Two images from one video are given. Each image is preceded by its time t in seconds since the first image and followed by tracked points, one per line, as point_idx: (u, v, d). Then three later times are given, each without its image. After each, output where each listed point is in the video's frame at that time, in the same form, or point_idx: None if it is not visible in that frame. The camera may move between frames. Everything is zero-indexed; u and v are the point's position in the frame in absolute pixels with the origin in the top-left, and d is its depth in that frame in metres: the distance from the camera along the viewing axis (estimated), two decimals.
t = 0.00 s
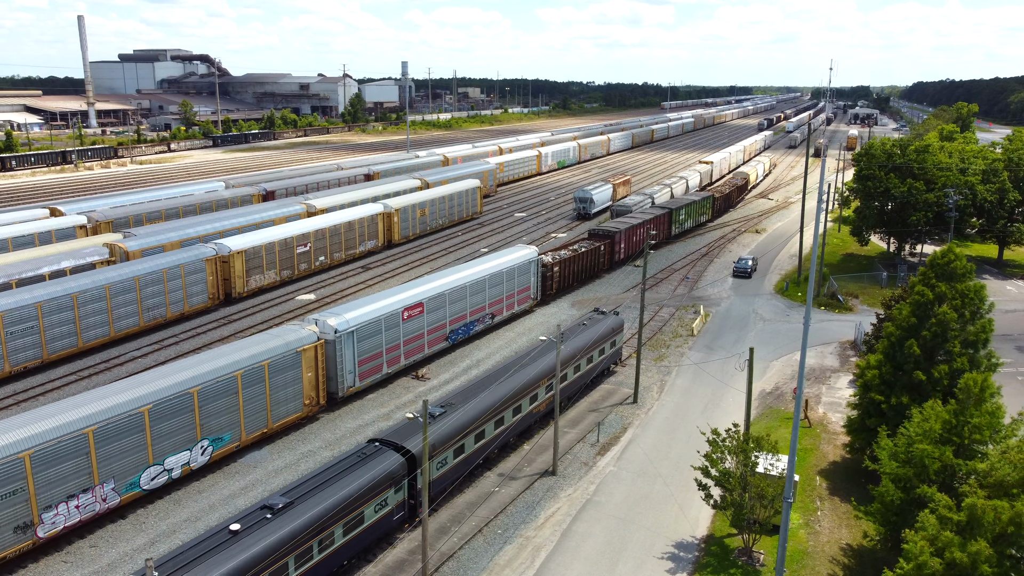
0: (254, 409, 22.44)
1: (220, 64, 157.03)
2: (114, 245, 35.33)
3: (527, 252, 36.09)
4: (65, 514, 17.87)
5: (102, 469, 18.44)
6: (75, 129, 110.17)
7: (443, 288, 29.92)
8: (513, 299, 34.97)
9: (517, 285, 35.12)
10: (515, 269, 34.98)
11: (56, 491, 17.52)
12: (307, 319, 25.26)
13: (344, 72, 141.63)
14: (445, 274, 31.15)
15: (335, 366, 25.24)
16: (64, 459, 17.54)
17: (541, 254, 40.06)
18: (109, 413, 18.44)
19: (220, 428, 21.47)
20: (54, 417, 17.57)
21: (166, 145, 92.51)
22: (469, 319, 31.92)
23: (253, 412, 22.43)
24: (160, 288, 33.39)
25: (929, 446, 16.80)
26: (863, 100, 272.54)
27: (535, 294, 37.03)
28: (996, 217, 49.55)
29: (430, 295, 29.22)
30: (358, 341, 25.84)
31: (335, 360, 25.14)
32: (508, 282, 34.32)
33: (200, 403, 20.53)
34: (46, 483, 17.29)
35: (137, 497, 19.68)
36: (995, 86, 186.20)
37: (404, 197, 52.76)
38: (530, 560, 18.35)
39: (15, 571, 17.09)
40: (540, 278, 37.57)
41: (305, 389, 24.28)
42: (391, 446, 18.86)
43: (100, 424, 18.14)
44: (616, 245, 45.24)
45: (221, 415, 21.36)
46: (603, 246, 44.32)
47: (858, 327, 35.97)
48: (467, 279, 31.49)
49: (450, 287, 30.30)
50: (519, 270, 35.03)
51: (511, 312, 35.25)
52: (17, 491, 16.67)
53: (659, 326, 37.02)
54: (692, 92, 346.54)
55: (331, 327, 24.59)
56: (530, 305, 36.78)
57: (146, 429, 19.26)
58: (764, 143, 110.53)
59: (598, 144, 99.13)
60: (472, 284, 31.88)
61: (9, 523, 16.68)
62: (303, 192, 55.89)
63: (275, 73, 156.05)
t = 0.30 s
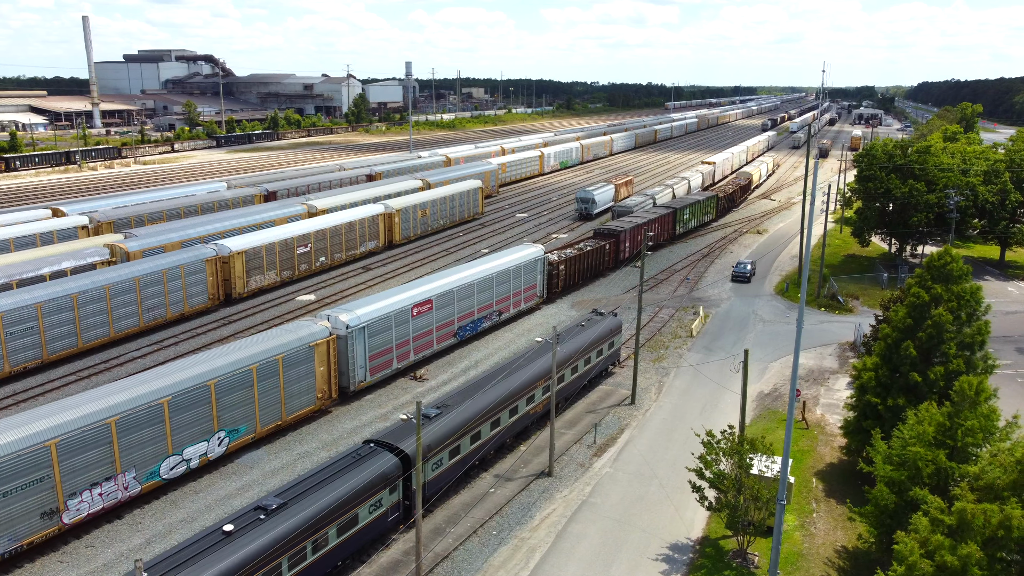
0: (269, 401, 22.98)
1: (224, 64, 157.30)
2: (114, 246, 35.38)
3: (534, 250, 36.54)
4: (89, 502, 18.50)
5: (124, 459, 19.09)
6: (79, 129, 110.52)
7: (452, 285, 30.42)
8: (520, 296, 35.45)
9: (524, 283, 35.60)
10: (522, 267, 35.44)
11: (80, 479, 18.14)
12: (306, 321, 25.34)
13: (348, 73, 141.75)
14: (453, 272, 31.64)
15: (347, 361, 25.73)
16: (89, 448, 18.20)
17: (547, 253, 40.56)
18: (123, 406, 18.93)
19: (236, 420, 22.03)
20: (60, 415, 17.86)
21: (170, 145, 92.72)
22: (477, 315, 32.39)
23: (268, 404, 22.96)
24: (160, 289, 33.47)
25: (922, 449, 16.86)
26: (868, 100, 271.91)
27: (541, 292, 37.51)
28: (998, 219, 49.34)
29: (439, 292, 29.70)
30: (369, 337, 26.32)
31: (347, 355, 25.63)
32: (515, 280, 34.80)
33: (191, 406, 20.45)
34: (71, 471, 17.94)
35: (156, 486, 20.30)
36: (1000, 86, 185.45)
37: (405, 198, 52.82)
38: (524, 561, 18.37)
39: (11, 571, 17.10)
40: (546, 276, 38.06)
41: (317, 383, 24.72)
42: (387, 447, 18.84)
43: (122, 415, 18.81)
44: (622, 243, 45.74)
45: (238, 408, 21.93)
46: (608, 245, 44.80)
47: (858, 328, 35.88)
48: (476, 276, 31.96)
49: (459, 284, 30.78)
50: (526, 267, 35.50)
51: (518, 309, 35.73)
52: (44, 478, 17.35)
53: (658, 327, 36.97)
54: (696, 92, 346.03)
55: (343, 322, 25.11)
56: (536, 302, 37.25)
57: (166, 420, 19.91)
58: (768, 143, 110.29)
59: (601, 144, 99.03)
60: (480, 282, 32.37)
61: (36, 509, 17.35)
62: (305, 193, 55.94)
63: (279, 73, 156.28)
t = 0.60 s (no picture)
0: (285, 394, 23.47)
1: (230, 64, 157.56)
2: (116, 246, 35.51)
3: (541, 248, 37.06)
4: (114, 489, 19.04)
5: (147, 448, 19.62)
6: (85, 129, 110.76)
7: (462, 282, 31.00)
8: (528, 294, 35.97)
9: (531, 281, 36.13)
10: (530, 265, 35.99)
11: (105, 467, 18.66)
12: (307, 321, 25.43)
13: (352, 73, 141.96)
14: (463, 269, 32.21)
15: (360, 355, 26.31)
16: (114, 437, 18.74)
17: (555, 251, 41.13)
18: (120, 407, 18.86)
19: (253, 412, 22.56)
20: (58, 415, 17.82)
21: (174, 145, 92.91)
22: (486, 312, 32.94)
23: (284, 397, 23.47)
24: (161, 289, 33.56)
25: (917, 450, 16.94)
26: (874, 100, 271.27)
27: (549, 289, 38.04)
28: (1001, 220, 49.17)
29: (450, 288, 30.26)
30: (382, 332, 26.88)
31: (360, 350, 26.22)
32: (523, 278, 35.32)
33: (189, 407, 20.43)
34: (97, 459, 18.46)
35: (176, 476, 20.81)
36: (1006, 86, 184.83)
37: (407, 199, 52.90)
38: (521, 562, 18.41)
39: (9, 571, 17.14)
40: (553, 274, 38.58)
41: (331, 377, 25.29)
42: (385, 449, 18.88)
43: (144, 406, 19.29)
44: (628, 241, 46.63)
45: (256, 400, 22.48)
46: (615, 245, 45.48)
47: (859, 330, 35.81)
48: (485, 274, 32.52)
49: (468, 281, 31.33)
50: (534, 265, 36.02)
51: (526, 307, 36.25)
52: (71, 466, 17.88)
53: (659, 328, 36.92)
54: (701, 92, 345.79)
55: (356, 317, 25.72)
56: (544, 300, 37.78)
57: (184, 412, 20.35)
58: (772, 143, 109.99)
59: (604, 145, 98.97)
60: (489, 279, 32.93)
61: (64, 495, 17.89)
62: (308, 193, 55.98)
63: (285, 74, 156.58)
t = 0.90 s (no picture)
0: (304, 387, 24.10)
1: (235, 64, 157.88)
2: (121, 246, 35.67)
3: (551, 247, 37.59)
4: (142, 479, 19.71)
5: (172, 439, 20.28)
6: (91, 130, 111.12)
7: (474, 279, 31.55)
8: (538, 291, 36.52)
9: (541, 279, 36.66)
10: (540, 263, 36.52)
11: (134, 457, 19.33)
12: (310, 321, 25.51)
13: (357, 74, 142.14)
14: (475, 267, 32.79)
15: (375, 350, 26.88)
16: (142, 428, 19.42)
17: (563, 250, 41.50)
18: (127, 405, 19.07)
19: (274, 405, 23.20)
20: (65, 414, 18.02)
21: (180, 145, 93.15)
22: (498, 309, 33.48)
23: (303, 390, 24.08)
24: (165, 289, 33.66)
25: (918, 452, 17.01)
26: (880, 100, 270.41)
27: (558, 287, 38.60)
28: (1006, 220, 48.97)
29: (462, 286, 30.84)
30: (396, 328, 27.45)
31: (375, 345, 26.78)
32: (533, 276, 35.86)
33: (183, 411, 20.33)
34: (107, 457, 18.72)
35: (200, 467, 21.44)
36: (1013, 86, 184.05)
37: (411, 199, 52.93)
38: (521, 563, 18.43)
39: (12, 570, 17.22)
40: (562, 272, 39.08)
41: (348, 371, 25.91)
42: (385, 449, 18.94)
43: (170, 398, 19.96)
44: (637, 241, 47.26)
45: (276, 393, 23.12)
46: (622, 243, 45.78)
47: (862, 331, 35.70)
48: (496, 271, 33.07)
49: (480, 278, 31.89)
50: (544, 263, 36.55)
51: (535, 304, 36.79)
52: (101, 455, 18.58)
53: (662, 329, 36.89)
54: (707, 92, 345.18)
55: (372, 313, 26.32)
56: (553, 298, 38.32)
57: (164, 423, 19.89)
58: (777, 143, 109.54)
59: (609, 145, 98.89)
60: (500, 277, 33.48)
61: (94, 484, 18.60)
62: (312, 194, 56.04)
63: (290, 74, 156.89)
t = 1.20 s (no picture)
0: (324, 380, 24.79)
1: (241, 64, 158.39)
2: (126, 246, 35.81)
3: (562, 245, 38.17)
4: (170, 468, 20.35)
5: (199, 430, 20.89)
6: (97, 131, 111.53)
7: (487, 276, 32.21)
8: (549, 289, 37.15)
9: (552, 277, 37.24)
10: (550, 261, 37.12)
11: (162, 447, 19.96)
12: (314, 320, 25.58)
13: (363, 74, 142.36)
14: (488, 265, 33.45)
15: (392, 346, 27.56)
16: (170, 419, 20.04)
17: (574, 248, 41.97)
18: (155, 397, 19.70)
19: (295, 398, 23.86)
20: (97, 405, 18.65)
21: (185, 145, 93.49)
22: (510, 306, 34.11)
23: (323, 383, 24.75)
24: (170, 290, 33.76)
25: (920, 453, 17.07)
26: (886, 100, 269.60)
27: (569, 285, 39.22)
28: (1012, 221, 48.70)
29: (475, 283, 31.51)
30: (412, 323, 28.11)
31: (392, 340, 27.46)
32: (544, 273, 36.46)
33: (202, 405, 20.72)
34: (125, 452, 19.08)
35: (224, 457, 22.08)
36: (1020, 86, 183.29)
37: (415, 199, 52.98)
38: (524, 564, 18.46)
39: (16, 569, 17.31)
40: (573, 270, 39.69)
41: (366, 366, 26.62)
42: (388, 450, 19.00)
43: (198, 390, 20.60)
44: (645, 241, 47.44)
45: (298, 386, 23.77)
46: (631, 241, 46.18)
47: (867, 332, 35.57)
48: (508, 269, 33.70)
49: (493, 276, 32.52)
50: (554, 261, 37.15)
51: (547, 301, 37.39)
52: (131, 445, 19.19)
53: (666, 330, 36.90)
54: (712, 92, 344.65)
55: (389, 309, 27.05)
56: (564, 295, 38.93)
57: (191, 413, 20.52)
58: (782, 143, 109.35)
59: (614, 145, 98.84)
60: (512, 274, 34.11)
61: (125, 472, 19.23)
62: (317, 194, 56.20)
63: (295, 74, 157.18)
